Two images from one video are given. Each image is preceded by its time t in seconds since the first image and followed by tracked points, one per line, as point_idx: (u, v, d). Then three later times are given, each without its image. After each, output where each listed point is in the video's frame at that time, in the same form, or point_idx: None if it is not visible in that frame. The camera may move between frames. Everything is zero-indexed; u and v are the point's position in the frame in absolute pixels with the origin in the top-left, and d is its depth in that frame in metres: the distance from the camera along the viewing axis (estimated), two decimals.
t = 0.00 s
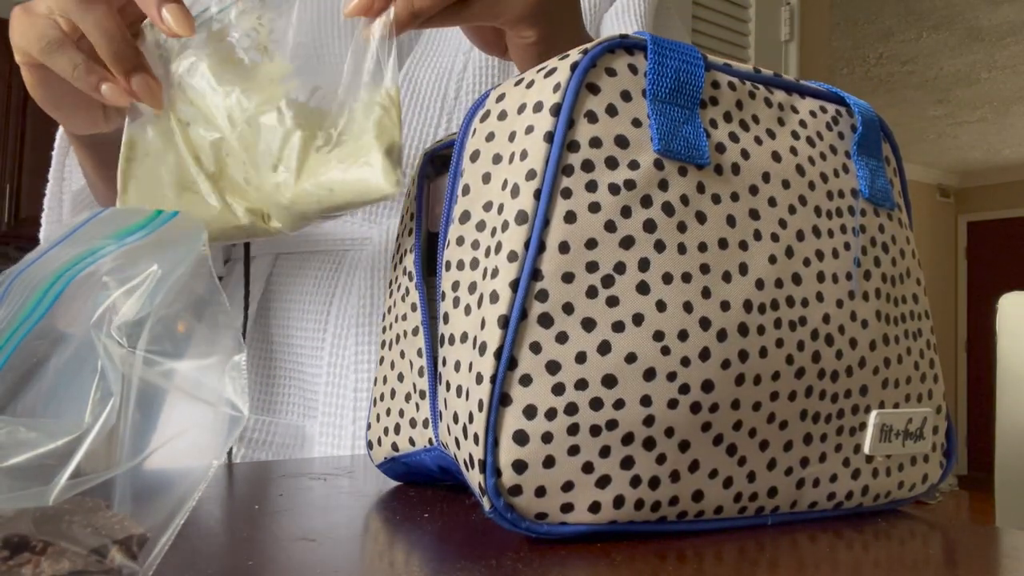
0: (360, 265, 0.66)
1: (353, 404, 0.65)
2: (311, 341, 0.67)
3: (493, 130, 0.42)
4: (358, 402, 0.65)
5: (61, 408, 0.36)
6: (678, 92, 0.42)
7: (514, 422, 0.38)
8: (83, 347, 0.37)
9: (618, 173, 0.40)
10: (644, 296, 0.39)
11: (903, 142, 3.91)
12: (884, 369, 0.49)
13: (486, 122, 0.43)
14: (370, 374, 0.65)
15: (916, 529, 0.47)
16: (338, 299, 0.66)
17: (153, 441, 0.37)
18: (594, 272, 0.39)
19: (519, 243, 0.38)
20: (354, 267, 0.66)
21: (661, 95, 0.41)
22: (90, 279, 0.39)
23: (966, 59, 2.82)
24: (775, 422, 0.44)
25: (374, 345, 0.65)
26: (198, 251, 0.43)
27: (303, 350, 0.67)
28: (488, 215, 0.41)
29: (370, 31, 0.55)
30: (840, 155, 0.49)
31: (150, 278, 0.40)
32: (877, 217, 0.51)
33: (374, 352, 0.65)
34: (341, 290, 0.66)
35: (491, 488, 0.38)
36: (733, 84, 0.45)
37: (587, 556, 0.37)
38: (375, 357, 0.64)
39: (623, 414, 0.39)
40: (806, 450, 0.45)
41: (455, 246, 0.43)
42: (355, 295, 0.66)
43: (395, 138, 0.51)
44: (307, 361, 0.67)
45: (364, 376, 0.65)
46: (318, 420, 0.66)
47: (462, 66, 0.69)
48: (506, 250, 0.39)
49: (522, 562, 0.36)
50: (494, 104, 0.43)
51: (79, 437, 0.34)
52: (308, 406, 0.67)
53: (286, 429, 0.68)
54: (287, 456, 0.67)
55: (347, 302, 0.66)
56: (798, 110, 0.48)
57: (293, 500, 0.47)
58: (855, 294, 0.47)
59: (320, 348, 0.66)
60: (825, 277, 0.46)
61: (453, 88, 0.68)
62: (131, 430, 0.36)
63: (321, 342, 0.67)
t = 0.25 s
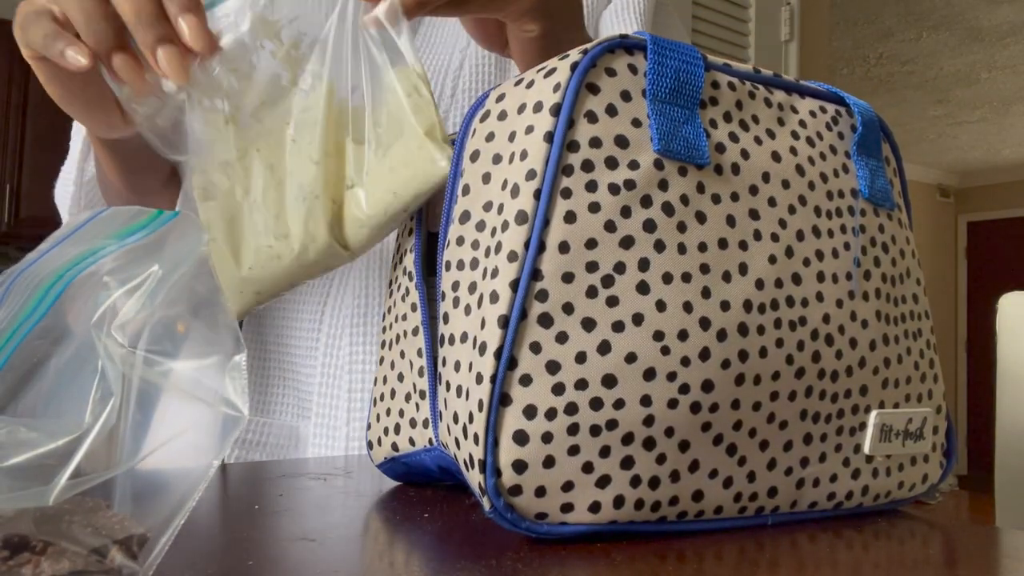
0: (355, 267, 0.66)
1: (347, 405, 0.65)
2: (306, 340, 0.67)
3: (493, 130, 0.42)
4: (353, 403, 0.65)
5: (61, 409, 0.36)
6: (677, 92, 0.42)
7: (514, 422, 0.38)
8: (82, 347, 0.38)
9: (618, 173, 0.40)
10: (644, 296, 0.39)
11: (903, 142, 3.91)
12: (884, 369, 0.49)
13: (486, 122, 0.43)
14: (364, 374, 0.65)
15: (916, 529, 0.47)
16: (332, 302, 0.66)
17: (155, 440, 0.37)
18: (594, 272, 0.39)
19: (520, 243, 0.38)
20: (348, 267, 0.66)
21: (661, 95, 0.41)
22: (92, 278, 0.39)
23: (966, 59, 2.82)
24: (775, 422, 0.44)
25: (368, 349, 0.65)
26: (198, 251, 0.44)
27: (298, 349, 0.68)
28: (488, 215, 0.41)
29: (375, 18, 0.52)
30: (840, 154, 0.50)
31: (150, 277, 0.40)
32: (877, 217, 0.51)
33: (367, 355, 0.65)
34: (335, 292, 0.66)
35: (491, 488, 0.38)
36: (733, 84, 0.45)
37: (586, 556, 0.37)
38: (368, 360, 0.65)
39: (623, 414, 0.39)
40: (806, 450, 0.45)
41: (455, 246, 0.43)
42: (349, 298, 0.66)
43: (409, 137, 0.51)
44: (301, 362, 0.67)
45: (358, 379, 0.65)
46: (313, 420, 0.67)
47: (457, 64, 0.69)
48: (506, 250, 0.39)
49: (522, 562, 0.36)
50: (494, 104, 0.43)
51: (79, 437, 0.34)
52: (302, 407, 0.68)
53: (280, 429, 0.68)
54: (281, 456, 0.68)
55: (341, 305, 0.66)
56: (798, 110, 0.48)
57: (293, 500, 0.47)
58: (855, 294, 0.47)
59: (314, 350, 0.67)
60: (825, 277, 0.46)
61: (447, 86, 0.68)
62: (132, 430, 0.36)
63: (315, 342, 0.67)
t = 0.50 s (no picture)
0: (353, 268, 0.66)
1: (344, 406, 0.64)
2: (305, 340, 0.67)
3: (493, 130, 0.42)
4: (350, 405, 0.64)
5: (61, 408, 0.36)
6: (677, 92, 0.42)
7: (514, 422, 0.38)
8: (83, 347, 0.38)
9: (618, 173, 0.40)
10: (644, 296, 0.39)
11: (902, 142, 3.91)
12: (885, 369, 0.49)
13: (486, 122, 0.43)
14: (361, 374, 0.64)
15: (916, 529, 0.47)
16: (331, 303, 0.66)
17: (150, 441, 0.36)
18: (594, 272, 0.39)
19: (520, 243, 0.38)
20: (347, 267, 0.67)
21: (661, 95, 0.41)
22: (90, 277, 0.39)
23: (966, 59, 2.82)
24: (775, 422, 0.44)
25: (366, 350, 0.65)
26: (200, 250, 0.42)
27: (297, 349, 0.68)
28: (488, 215, 0.41)
29: (404, 18, 0.51)
30: (840, 154, 0.50)
31: (150, 279, 0.39)
32: (877, 217, 0.51)
33: (366, 356, 0.65)
34: (334, 293, 0.66)
35: (491, 488, 0.38)
36: (733, 84, 0.45)
37: (586, 557, 0.37)
38: (366, 362, 0.64)
39: (624, 414, 0.39)
40: (806, 450, 0.45)
41: (455, 246, 0.43)
42: (348, 298, 0.66)
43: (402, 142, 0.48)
44: (300, 363, 0.67)
45: (355, 380, 0.64)
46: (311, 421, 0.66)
47: (455, 61, 0.68)
48: (506, 250, 0.39)
49: (522, 562, 0.36)
50: (494, 104, 0.43)
51: (79, 437, 0.35)
52: (301, 407, 0.67)
53: (278, 429, 0.68)
54: (279, 457, 0.67)
55: (339, 306, 0.66)
56: (798, 110, 0.48)
57: (293, 500, 0.47)
58: (855, 294, 0.47)
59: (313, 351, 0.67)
60: (825, 277, 0.46)
61: (446, 84, 0.68)
62: (133, 430, 0.37)
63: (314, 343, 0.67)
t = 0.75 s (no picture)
0: (349, 269, 0.66)
1: (340, 408, 0.64)
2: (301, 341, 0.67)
3: (492, 130, 0.42)
4: (346, 406, 0.64)
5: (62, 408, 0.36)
6: (677, 92, 0.42)
7: (514, 422, 0.38)
8: (85, 346, 0.38)
9: (618, 173, 0.40)
10: (644, 296, 0.39)
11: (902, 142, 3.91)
12: (884, 369, 0.49)
13: (485, 122, 0.43)
14: (358, 376, 0.64)
15: (916, 529, 0.47)
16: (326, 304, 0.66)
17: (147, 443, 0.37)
18: (594, 272, 0.39)
19: (520, 243, 0.38)
20: (343, 267, 0.66)
21: (661, 95, 0.41)
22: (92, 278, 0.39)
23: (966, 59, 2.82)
24: (775, 422, 0.44)
25: (362, 353, 0.65)
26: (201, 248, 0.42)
27: (294, 349, 0.67)
28: (488, 215, 0.41)
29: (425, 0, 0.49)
30: (839, 155, 0.50)
31: (152, 278, 0.40)
32: (877, 217, 0.51)
33: (361, 359, 0.64)
34: (329, 294, 0.66)
35: (491, 488, 0.38)
36: (733, 84, 0.45)
37: (586, 557, 0.37)
38: (361, 364, 0.64)
39: (624, 414, 0.39)
40: (806, 450, 0.45)
41: (455, 246, 0.43)
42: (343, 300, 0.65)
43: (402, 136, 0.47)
44: (296, 364, 0.67)
45: (351, 383, 0.64)
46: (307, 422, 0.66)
47: (454, 60, 0.68)
48: (506, 250, 0.39)
49: (522, 562, 0.36)
50: (494, 104, 0.43)
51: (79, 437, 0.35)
52: (298, 408, 0.68)
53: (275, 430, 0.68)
54: (275, 457, 0.68)
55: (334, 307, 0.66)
56: (798, 110, 0.48)
57: (292, 500, 0.47)
58: (855, 294, 0.47)
59: (308, 352, 0.66)
60: (825, 277, 0.46)
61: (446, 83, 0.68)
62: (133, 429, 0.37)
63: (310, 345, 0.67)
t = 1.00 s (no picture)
0: (348, 269, 0.66)
1: (339, 409, 0.64)
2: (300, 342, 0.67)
3: (492, 130, 0.42)
4: (346, 407, 0.64)
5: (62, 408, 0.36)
6: (677, 92, 0.42)
7: (514, 422, 0.38)
8: (85, 346, 0.38)
9: (618, 173, 0.40)
10: (644, 296, 0.39)
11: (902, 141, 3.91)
12: (885, 369, 0.49)
13: (485, 123, 0.43)
14: (358, 376, 0.64)
15: (916, 530, 0.47)
16: (326, 305, 0.66)
17: (146, 443, 0.37)
18: (594, 272, 0.39)
19: (520, 243, 0.38)
20: (344, 267, 0.66)
21: (661, 95, 0.41)
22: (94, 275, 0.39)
23: (966, 59, 2.82)
24: (775, 422, 0.44)
25: (361, 353, 0.65)
26: (202, 251, 0.42)
27: (294, 349, 0.67)
28: (488, 215, 0.41)
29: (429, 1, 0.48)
30: (839, 155, 0.50)
31: (153, 278, 0.40)
32: (877, 217, 0.51)
33: (361, 359, 0.64)
34: (328, 294, 0.66)
35: (491, 488, 0.38)
36: (733, 85, 0.45)
37: (586, 557, 0.37)
38: (362, 365, 0.64)
39: (624, 414, 0.39)
40: (806, 450, 0.45)
41: (455, 246, 0.43)
42: (342, 301, 0.65)
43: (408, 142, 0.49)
44: (295, 364, 0.67)
45: (351, 384, 0.64)
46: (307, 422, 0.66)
47: (455, 60, 0.68)
48: (506, 250, 0.39)
49: (521, 562, 0.36)
50: (494, 104, 0.43)
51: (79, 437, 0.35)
52: (297, 408, 0.68)
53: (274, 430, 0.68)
54: (275, 457, 0.68)
55: (333, 308, 0.66)
56: (797, 110, 0.48)
57: (292, 500, 0.47)
58: (854, 294, 0.47)
59: (307, 352, 0.66)
60: (825, 277, 0.46)
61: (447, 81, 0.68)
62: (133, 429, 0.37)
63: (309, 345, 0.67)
